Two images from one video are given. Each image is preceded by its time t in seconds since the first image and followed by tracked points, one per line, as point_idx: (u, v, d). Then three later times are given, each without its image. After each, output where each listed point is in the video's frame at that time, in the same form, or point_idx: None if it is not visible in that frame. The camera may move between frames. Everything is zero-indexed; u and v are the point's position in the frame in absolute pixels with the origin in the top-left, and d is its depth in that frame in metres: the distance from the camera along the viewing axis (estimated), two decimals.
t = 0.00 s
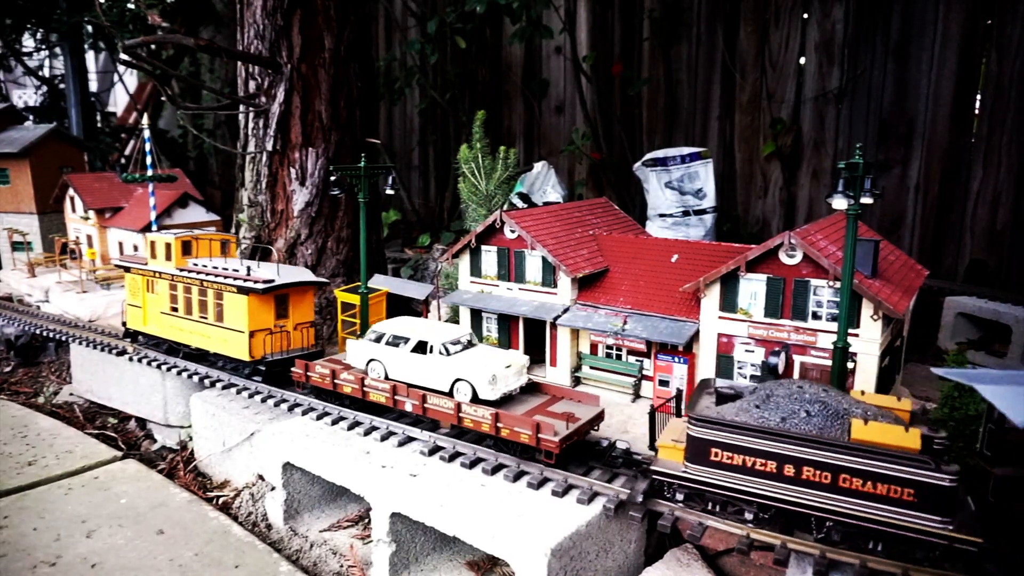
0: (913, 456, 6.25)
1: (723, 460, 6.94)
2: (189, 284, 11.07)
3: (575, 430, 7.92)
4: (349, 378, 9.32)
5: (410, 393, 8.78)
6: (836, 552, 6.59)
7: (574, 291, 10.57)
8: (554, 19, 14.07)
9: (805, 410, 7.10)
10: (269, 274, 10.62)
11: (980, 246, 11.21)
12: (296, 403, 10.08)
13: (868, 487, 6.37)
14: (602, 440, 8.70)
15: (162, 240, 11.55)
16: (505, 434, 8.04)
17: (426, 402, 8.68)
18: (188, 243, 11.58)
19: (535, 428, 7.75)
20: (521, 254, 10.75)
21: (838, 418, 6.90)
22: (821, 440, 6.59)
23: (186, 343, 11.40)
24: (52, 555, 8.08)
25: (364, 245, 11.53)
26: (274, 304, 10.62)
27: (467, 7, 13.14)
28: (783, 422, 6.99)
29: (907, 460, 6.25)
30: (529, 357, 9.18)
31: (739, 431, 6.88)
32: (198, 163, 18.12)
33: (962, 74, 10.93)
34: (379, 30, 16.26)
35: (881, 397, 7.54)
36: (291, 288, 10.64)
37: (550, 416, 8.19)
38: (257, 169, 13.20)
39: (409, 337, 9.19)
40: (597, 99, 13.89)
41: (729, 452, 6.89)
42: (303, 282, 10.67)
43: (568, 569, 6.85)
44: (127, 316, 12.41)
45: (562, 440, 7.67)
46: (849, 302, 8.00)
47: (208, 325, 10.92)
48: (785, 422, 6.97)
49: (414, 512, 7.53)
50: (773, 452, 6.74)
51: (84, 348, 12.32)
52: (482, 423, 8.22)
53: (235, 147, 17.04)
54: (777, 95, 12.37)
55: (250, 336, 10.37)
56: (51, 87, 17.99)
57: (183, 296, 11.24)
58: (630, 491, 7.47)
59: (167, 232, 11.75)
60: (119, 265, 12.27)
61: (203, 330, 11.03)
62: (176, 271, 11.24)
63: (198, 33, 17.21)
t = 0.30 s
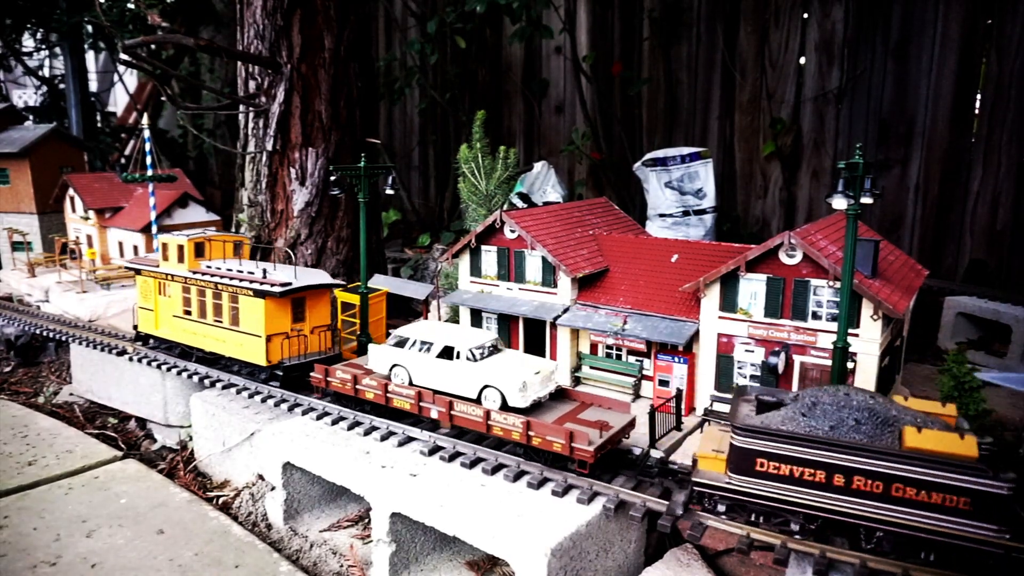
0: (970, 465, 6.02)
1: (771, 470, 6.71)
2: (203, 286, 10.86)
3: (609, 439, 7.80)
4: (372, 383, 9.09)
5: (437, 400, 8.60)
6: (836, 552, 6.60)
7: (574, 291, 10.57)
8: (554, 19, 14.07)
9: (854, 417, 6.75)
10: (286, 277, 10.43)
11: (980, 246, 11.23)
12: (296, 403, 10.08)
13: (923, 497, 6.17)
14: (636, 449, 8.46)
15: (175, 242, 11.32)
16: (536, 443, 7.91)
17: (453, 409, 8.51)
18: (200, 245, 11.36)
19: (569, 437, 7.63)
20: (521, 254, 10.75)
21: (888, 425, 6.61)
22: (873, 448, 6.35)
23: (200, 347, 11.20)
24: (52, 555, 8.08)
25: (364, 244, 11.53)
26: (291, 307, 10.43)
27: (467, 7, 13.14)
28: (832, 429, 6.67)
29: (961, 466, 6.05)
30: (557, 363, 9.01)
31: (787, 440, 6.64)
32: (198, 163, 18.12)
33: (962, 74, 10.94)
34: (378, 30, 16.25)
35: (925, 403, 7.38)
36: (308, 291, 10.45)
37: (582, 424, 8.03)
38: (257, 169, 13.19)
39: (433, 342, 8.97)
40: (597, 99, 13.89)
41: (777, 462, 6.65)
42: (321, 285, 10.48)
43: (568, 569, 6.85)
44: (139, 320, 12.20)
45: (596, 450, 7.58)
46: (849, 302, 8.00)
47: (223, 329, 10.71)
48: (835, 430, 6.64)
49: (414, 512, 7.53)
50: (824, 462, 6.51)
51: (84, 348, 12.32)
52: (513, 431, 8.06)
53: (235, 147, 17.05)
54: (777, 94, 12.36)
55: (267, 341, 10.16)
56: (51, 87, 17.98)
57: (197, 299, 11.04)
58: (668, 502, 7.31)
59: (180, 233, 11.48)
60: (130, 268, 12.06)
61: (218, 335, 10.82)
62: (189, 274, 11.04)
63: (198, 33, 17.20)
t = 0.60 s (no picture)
0: None
1: (820, 481, 6.47)
2: (218, 289, 10.67)
3: (645, 449, 7.52)
4: (396, 390, 8.94)
5: (464, 408, 8.40)
6: (835, 552, 6.60)
7: (574, 291, 10.57)
8: (554, 19, 14.07)
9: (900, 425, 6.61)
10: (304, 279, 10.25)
11: (980, 246, 11.23)
12: (296, 403, 10.06)
13: (979, 506, 6.02)
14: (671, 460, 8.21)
15: (188, 244, 11.23)
16: (569, 452, 7.67)
17: (482, 416, 8.31)
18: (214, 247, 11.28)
19: (605, 447, 7.38)
20: (520, 254, 10.74)
21: (940, 434, 6.47)
22: (927, 457, 6.19)
23: (213, 352, 11.03)
24: (52, 555, 8.08)
25: (364, 244, 11.54)
26: (309, 311, 10.28)
27: (467, 7, 13.15)
28: (883, 439, 6.54)
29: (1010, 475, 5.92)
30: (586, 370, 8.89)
31: (840, 450, 6.43)
32: (198, 163, 18.12)
33: (962, 74, 10.94)
34: (378, 30, 16.25)
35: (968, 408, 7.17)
36: (326, 294, 10.31)
37: (615, 432, 7.87)
38: (257, 169, 13.19)
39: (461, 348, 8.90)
40: (598, 98, 13.88)
41: (827, 472, 6.43)
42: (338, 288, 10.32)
43: (568, 569, 6.85)
44: (151, 323, 12.02)
45: (633, 460, 7.30)
46: (848, 301, 7.99)
47: (239, 333, 10.53)
48: (885, 440, 6.51)
49: (414, 513, 7.53)
50: (877, 472, 6.32)
51: (84, 348, 12.31)
52: (545, 441, 7.83)
53: (235, 146, 17.05)
54: (776, 94, 12.35)
55: (285, 345, 10.01)
56: (51, 87, 17.98)
57: (211, 302, 10.89)
58: (711, 515, 7.08)
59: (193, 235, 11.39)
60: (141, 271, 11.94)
61: (234, 339, 10.64)
62: (204, 276, 10.89)
63: (198, 33, 17.19)
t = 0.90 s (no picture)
0: None
1: (875, 491, 6.24)
2: (235, 292, 10.50)
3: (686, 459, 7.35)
4: (423, 397, 8.69)
5: (496, 416, 8.22)
6: (835, 551, 6.61)
7: (574, 291, 10.57)
8: (554, 19, 14.07)
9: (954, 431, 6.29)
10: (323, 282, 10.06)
11: (980, 246, 11.23)
12: (296, 403, 10.06)
13: None
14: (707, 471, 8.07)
15: (203, 245, 10.96)
16: (607, 462, 7.53)
17: (514, 425, 8.13)
18: (229, 249, 11.03)
19: (646, 458, 7.24)
20: (520, 254, 10.74)
21: (1001, 440, 6.15)
22: (987, 465, 5.94)
23: (229, 356, 10.90)
24: (52, 555, 8.08)
25: (364, 244, 11.56)
26: (328, 314, 10.09)
27: (467, 7, 13.15)
28: (940, 447, 6.18)
29: None
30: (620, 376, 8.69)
31: (898, 460, 6.16)
32: (198, 162, 18.13)
33: (962, 74, 10.94)
34: (378, 30, 16.25)
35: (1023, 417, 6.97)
36: (346, 297, 10.11)
37: (653, 442, 7.71)
38: (257, 169, 13.19)
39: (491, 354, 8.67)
40: (598, 99, 13.88)
41: (882, 483, 6.19)
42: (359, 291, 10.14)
43: (568, 569, 6.86)
44: (165, 326, 11.87)
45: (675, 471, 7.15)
46: (848, 301, 7.98)
47: (257, 338, 10.35)
48: (943, 448, 6.16)
49: (414, 512, 7.52)
50: (933, 481, 6.08)
51: (85, 348, 12.31)
52: (581, 450, 7.71)
53: (235, 146, 17.05)
54: (776, 94, 12.35)
55: (305, 350, 9.83)
56: (51, 87, 17.98)
57: (227, 305, 10.75)
58: (759, 528, 6.97)
59: (206, 236, 11.12)
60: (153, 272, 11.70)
61: (251, 343, 10.46)
62: (218, 279, 10.73)
63: (198, 32, 17.17)
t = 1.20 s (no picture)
0: None
1: (932, 501, 6.15)
2: (252, 296, 10.33)
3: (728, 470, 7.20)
4: (451, 404, 8.58)
5: (528, 424, 8.08)
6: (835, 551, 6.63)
7: (574, 291, 10.56)
8: (555, 19, 14.07)
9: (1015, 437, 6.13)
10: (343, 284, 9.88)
11: (980, 246, 11.23)
12: (296, 403, 10.05)
13: None
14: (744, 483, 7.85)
15: (218, 248, 10.73)
16: (646, 473, 7.38)
17: (547, 433, 8.00)
18: (244, 251, 10.81)
19: (687, 469, 7.09)
20: (520, 254, 10.75)
21: None
22: None
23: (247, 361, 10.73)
24: (52, 554, 8.07)
25: (364, 244, 11.57)
26: (349, 318, 9.89)
27: (467, 7, 13.16)
28: (999, 454, 6.04)
29: None
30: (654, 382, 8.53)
31: (953, 469, 6.08)
32: (198, 162, 18.13)
33: (962, 74, 10.94)
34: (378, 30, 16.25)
35: None
36: (367, 300, 9.90)
37: (692, 451, 7.56)
38: (257, 169, 13.17)
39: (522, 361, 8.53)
40: (598, 99, 13.88)
41: (940, 492, 6.10)
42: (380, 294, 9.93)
43: (568, 569, 6.86)
44: (177, 330, 11.71)
45: (717, 482, 7.02)
46: (849, 301, 7.97)
47: (276, 342, 10.18)
48: (1003, 455, 6.03)
49: (414, 512, 7.53)
50: (992, 489, 6.00)
51: (84, 347, 12.31)
52: (618, 460, 7.53)
53: (235, 146, 17.06)
54: (776, 94, 12.35)
55: (326, 355, 9.66)
56: (51, 87, 17.97)
57: (243, 309, 10.58)
58: (808, 541, 6.77)
59: (221, 238, 10.90)
60: (167, 275, 11.52)
61: (271, 348, 10.29)
62: (235, 282, 10.55)
63: (198, 32, 17.16)
